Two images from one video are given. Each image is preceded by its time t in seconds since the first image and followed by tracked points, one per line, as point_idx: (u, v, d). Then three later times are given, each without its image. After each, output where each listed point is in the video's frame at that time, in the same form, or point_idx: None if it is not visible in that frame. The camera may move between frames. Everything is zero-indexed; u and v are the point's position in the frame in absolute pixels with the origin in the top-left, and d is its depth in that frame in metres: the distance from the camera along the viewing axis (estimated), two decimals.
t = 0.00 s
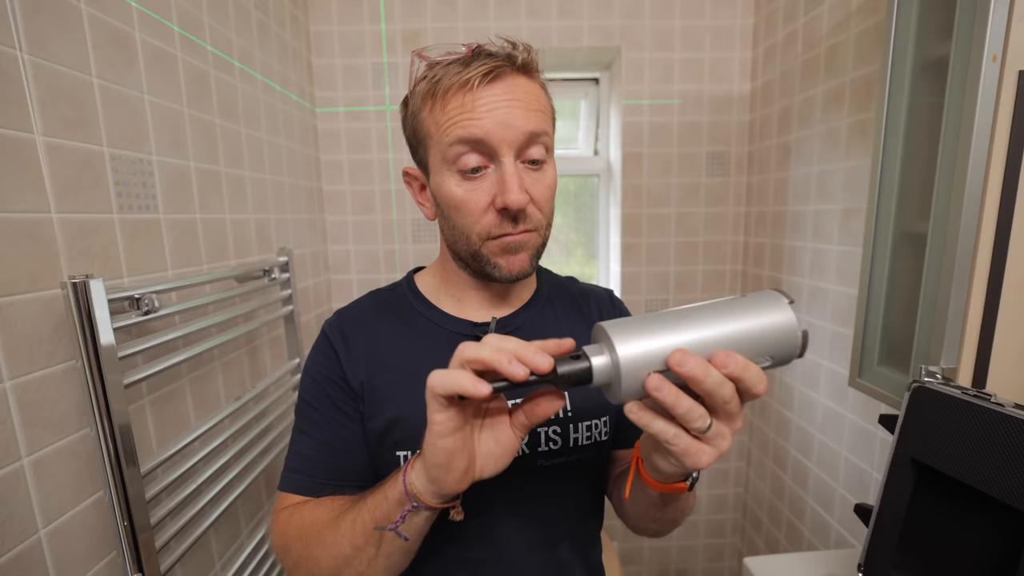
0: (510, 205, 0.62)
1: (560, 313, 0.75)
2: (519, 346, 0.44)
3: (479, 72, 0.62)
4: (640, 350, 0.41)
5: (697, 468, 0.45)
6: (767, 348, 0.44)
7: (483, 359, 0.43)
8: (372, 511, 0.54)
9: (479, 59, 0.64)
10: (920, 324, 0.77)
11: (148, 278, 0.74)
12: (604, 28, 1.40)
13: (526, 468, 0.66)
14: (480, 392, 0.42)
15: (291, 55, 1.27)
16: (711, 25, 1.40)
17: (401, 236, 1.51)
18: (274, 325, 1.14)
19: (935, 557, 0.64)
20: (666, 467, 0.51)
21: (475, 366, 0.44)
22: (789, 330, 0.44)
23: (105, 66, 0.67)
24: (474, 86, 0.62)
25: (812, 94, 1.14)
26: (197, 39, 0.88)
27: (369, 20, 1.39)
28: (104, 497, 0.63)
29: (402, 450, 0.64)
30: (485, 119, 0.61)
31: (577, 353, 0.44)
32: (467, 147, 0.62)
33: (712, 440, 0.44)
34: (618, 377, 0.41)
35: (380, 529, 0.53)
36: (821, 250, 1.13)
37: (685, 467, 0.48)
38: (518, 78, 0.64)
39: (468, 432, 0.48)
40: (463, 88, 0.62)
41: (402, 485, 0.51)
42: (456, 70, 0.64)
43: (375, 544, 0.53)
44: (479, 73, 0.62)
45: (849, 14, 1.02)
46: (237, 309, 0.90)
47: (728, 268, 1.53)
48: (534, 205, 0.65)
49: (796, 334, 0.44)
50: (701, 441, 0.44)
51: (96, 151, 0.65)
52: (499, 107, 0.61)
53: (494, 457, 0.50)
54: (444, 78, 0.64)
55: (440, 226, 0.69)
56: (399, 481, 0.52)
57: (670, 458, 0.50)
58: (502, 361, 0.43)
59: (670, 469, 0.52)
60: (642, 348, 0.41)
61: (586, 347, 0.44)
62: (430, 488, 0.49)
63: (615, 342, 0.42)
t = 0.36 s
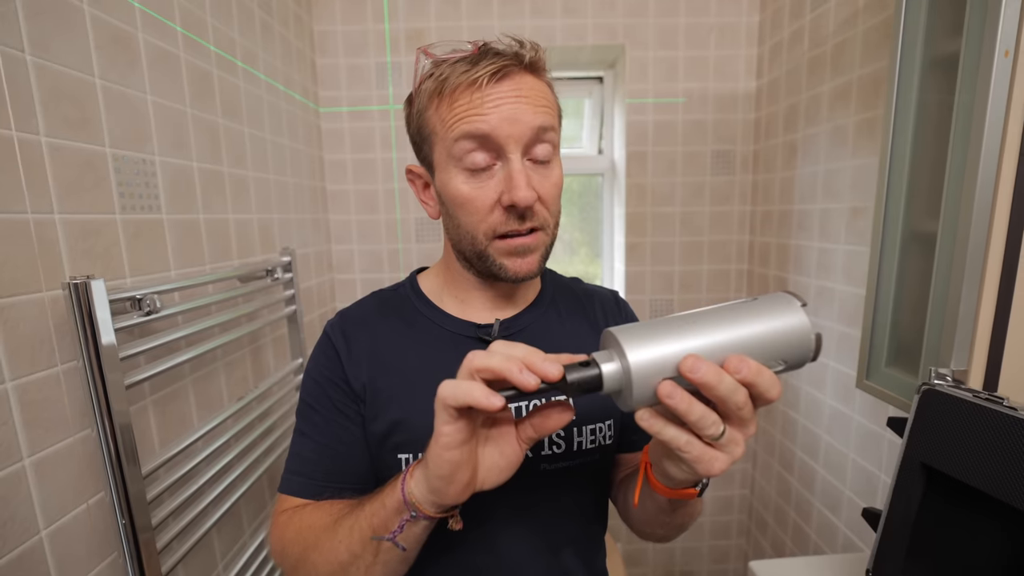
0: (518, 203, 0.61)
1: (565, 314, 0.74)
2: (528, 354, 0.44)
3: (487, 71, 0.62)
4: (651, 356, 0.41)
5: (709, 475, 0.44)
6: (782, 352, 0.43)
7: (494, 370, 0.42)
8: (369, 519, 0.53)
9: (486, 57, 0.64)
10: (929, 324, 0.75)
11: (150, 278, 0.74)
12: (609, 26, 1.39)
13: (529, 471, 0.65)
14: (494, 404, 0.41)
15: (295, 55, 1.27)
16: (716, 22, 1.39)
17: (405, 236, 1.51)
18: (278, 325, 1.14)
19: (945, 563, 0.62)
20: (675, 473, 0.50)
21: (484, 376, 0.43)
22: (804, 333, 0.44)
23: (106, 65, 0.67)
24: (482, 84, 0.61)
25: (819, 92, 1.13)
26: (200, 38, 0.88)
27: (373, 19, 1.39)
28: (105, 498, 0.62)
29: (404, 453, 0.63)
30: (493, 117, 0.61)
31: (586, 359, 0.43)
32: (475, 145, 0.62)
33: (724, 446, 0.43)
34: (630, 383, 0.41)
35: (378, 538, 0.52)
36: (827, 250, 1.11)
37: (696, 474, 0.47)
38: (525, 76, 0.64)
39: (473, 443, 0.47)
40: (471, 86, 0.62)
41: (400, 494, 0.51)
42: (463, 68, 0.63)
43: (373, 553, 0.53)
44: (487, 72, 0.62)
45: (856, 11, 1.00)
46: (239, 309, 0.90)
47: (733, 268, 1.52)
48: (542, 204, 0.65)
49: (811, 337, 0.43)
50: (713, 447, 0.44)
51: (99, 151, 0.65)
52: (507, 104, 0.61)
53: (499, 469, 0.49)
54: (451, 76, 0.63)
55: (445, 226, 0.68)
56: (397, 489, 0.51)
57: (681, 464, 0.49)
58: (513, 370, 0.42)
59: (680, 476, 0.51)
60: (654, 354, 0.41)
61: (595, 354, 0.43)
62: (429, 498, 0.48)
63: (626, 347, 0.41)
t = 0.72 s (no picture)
0: (525, 208, 0.61)
1: (568, 315, 0.74)
2: (532, 361, 0.43)
3: (496, 73, 0.61)
4: (656, 359, 0.40)
5: (720, 476, 0.43)
6: (788, 347, 0.43)
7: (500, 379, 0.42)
8: (375, 523, 0.53)
9: (494, 58, 0.63)
10: (936, 325, 0.74)
11: (151, 278, 0.74)
12: (612, 25, 1.38)
13: (533, 472, 0.65)
14: (501, 413, 0.40)
15: (298, 54, 1.26)
16: (720, 20, 1.37)
17: (408, 235, 1.51)
18: (280, 325, 1.14)
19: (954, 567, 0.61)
20: (686, 475, 0.50)
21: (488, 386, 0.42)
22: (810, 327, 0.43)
23: (107, 65, 0.67)
24: (490, 88, 0.60)
25: (824, 90, 1.12)
26: (201, 38, 0.88)
27: (376, 19, 1.39)
28: (105, 498, 0.62)
29: (407, 455, 0.63)
30: (501, 121, 0.60)
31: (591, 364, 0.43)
32: (482, 149, 0.61)
33: (734, 446, 0.43)
34: (636, 387, 0.40)
35: (384, 543, 0.52)
36: (833, 250, 1.10)
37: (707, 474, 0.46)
38: (534, 79, 0.63)
39: (479, 449, 0.46)
40: (479, 90, 0.61)
41: (407, 498, 0.50)
42: (470, 71, 0.62)
43: (378, 558, 0.53)
44: (496, 75, 0.61)
45: (862, 8, 0.99)
46: (241, 309, 0.90)
47: (738, 268, 1.51)
48: (549, 207, 0.64)
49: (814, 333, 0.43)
50: (723, 446, 0.43)
51: (99, 152, 0.65)
52: (515, 108, 0.60)
53: (506, 473, 0.48)
54: (458, 78, 0.62)
55: (450, 227, 0.68)
56: (404, 493, 0.51)
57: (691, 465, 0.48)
58: (519, 378, 0.41)
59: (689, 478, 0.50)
60: (659, 356, 0.40)
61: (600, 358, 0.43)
62: (437, 503, 0.48)
63: (631, 350, 0.40)
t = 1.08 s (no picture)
0: (532, 206, 0.60)
1: (574, 316, 0.73)
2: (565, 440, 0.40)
3: (502, 72, 0.61)
4: (656, 426, 0.39)
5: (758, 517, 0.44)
6: (797, 372, 0.40)
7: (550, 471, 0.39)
8: (368, 532, 0.50)
9: (500, 57, 0.63)
10: (942, 327, 0.74)
11: (153, 277, 0.74)
12: (616, 23, 1.37)
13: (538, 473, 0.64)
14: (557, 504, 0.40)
15: (301, 54, 1.26)
16: (725, 19, 1.37)
17: (411, 234, 1.51)
18: (283, 324, 1.14)
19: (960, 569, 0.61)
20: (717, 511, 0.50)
21: (505, 501, 0.38)
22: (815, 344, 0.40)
23: (109, 64, 0.67)
24: (496, 86, 0.60)
25: (830, 89, 1.11)
26: (204, 37, 0.88)
27: (379, 18, 1.39)
28: (105, 497, 0.63)
29: (412, 454, 0.63)
30: (508, 120, 0.60)
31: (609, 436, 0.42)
32: (490, 147, 0.61)
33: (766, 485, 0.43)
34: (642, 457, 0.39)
35: (383, 553, 0.50)
36: (838, 249, 1.09)
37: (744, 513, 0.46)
38: (541, 78, 0.63)
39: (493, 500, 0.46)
40: (485, 87, 0.61)
41: (401, 509, 0.47)
42: (477, 70, 0.62)
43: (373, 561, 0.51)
44: (503, 73, 0.61)
45: (868, 6, 0.98)
46: (243, 308, 0.90)
47: (742, 267, 1.50)
48: (555, 206, 0.64)
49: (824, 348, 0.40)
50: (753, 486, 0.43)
51: (101, 150, 0.65)
52: (522, 106, 0.60)
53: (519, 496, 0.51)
54: (465, 78, 0.62)
55: (456, 227, 0.68)
56: (395, 503, 0.48)
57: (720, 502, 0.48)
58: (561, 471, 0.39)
59: (718, 513, 0.48)
60: (660, 423, 0.39)
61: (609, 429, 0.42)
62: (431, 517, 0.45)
63: (629, 423, 0.40)
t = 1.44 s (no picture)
0: (566, 199, 0.61)
1: (579, 313, 0.74)
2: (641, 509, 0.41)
3: (546, 69, 0.62)
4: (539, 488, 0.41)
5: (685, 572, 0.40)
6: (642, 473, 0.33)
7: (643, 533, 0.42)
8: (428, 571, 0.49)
9: (539, 56, 0.64)
10: (944, 328, 0.73)
11: (154, 277, 0.74)
12: (619, 23, 1.37)
13: (545, 470, 0.65)
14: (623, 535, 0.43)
15: (304, 53, 1.27)
16: (728, 19, 1.36)
17: (413, 234, 1.51)
18: (285, 323, 1.14)
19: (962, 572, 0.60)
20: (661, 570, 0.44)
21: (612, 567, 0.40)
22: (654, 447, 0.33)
23: (111, 64, 0.68)
24: (537, 81, 0.61)
25: (832, 89, 1.10)
26: (206, 37, 0.88)
27: (382, 18, 1.39)
28: (105, 496, 0.63)
29: (419, 452, 0.62)
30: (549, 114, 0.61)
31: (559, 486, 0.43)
32: (528, 138, 0.61)
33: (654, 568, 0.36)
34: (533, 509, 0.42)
35: None
36: (841, 250, 1.09)
37: None
38: (575, 82, 0.65)
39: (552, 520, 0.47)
40: (528, 81, 0.61)
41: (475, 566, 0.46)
42: (516, 64, 0.63)
43: None
44: (546, 70, 0.62)
45: (870, 6, 0.98)
46: (245, 306, 0.90)
47: (745, 267, 1.49)
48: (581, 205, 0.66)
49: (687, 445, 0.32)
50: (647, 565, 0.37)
51: (102, 150, 0.66)
52: (562, 104, 0.61)
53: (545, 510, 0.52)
54: (505, 70, 0.63)
55: (474, 217, 0.67)
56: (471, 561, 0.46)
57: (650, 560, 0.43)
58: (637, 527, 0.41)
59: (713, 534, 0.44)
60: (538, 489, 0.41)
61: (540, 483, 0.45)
62: None
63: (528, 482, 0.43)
